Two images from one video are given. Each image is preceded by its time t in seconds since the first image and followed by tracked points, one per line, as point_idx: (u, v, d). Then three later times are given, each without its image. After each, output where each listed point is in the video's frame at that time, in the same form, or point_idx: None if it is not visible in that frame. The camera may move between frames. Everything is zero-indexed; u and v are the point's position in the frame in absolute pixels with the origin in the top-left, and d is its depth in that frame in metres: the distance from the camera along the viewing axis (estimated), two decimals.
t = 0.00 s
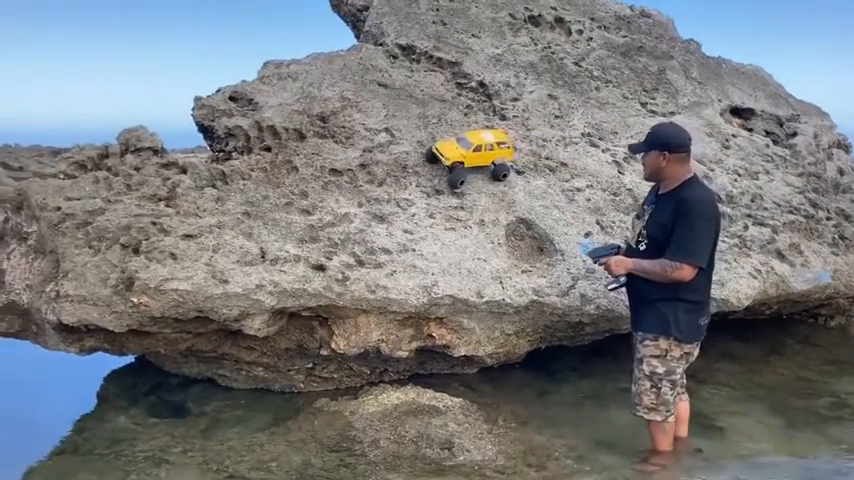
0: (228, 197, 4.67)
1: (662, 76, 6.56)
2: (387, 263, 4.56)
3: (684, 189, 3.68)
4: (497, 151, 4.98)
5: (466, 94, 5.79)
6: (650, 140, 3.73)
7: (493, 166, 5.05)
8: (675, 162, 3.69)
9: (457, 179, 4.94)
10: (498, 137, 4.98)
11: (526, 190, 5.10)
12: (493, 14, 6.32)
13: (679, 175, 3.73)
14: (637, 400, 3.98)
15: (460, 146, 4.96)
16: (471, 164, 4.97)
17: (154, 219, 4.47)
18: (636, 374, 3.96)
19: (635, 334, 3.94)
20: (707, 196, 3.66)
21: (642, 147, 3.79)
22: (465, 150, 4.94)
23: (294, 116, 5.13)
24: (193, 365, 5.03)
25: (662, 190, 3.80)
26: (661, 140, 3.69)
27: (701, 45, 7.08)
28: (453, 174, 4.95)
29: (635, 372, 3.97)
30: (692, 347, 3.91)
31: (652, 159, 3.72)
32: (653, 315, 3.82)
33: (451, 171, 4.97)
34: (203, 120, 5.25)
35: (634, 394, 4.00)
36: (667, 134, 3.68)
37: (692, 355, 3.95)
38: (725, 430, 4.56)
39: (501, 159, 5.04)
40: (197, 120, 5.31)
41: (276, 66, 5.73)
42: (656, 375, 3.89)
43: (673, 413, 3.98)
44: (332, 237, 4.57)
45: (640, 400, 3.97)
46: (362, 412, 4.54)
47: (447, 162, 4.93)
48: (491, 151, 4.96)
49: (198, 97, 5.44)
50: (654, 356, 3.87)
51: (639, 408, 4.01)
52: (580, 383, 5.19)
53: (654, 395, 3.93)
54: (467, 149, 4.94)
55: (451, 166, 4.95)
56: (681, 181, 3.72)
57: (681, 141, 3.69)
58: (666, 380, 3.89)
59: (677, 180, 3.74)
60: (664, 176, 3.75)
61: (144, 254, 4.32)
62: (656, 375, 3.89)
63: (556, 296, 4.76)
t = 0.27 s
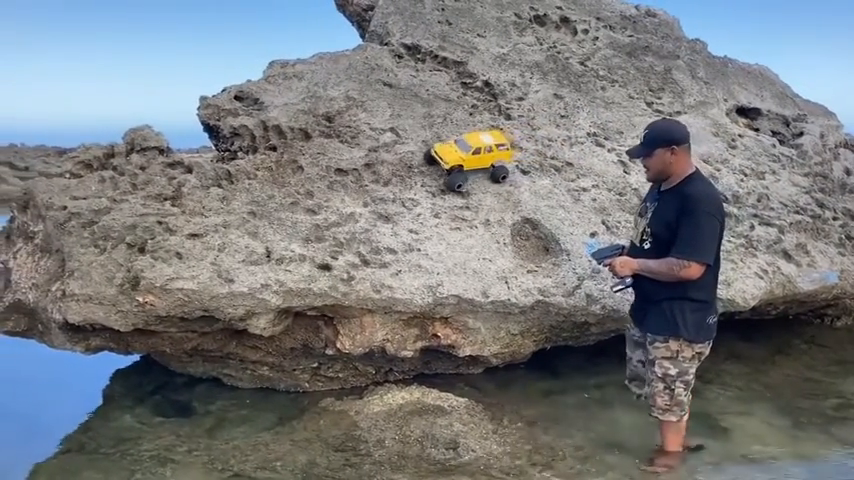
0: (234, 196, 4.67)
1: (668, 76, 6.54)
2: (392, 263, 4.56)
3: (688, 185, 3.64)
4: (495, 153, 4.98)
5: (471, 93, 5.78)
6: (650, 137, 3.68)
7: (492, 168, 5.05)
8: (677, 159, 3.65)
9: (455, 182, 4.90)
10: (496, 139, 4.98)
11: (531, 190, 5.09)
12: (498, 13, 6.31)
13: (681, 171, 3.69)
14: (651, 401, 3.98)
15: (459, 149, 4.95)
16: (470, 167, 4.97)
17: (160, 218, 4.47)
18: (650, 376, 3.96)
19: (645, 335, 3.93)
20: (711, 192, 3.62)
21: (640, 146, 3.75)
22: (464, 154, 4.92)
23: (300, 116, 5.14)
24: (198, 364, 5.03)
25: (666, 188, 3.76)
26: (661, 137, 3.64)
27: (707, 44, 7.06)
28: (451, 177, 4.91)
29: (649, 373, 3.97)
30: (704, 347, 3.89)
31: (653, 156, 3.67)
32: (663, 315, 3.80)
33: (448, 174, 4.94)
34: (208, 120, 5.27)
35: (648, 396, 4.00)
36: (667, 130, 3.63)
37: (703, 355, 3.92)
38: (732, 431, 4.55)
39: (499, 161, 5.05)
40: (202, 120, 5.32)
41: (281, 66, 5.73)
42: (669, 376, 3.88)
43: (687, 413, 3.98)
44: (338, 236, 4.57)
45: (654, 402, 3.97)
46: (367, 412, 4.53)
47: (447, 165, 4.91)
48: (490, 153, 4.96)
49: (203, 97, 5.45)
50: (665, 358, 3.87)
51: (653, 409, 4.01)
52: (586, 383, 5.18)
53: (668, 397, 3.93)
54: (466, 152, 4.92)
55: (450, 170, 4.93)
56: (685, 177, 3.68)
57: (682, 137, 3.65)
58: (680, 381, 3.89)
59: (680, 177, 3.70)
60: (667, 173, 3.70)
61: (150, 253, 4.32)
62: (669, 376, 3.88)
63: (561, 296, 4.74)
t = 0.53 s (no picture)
0: (240, 196, 4.68)
1: (674, 76, 6.53)
2: (398, 263, 4.55)
3: (694, 184, 3.60)
4: (498, 155, 4.99)
5: (477, 93, 5.78)
6: (654, 136, 3.64)
7: (495, 170, 5.05)
8: (683, 157, 3.62)
9: (459, 184, 4.92)
10: (499, 140, 5.01)
11: (537, 190, 5.08)
12: (503, 13, 6.30)
13: (687, 170, 3.65)
14: (662, 405, 3.90)
15: (462, 151, 4.95)
16: (473, 169, 4.96)
17: (166, 218, 4.47)
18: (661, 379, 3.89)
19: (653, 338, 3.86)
20: (718, 192, 3.57)
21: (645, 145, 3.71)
22: (467, 155, 4.92)
23: (306, 116, 5.14)
24: (204, 364, 5.04)
25: (671, 187, 3.72)
26: (666, 136, 3.62)
27: (713, 44, 7.04)
28: (455, 179, 4.92)
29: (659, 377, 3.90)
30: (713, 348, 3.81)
31: (658, 155, 3.65)
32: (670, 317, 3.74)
33: (452, 176, 4.94)
34: (214, 120, 5.28)
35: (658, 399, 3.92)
36: (672, 129, 3.60)
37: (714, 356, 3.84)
38: (739, 433, 4.53)
39: (502, 162, 5.05)
40: (208, 120, 5.33)
41: (287, 66, 5.74)
42: (678, 380, 3.81)
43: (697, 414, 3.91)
44: (343, 237, 4.56)
45: (665, 405, 3.89)
46: (372, 412, 4.53)
47: (451, 167, 4.89)
48: (493, 154, 4.97)
49: (209, 97, 5.46)
50: (676, 361, 3.80)
51: (663, 412, 3.94)
52: (591, 384, 5.17)
53: (679, 400, 3.85)
54: (469, 153, 4.93)
55: (454, 172, 4.91)
56: (691, 176, 3.64)
57: (687, 135, 3.62)
58: (690, 384, 3.82)
59: (685, 175, 3.67)
60: (672, 172, 3.67)
61: (156, 253, 4.33)
62: (680, 379, 3.81)
63: (567, 296, 4.73)
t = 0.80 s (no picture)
0: (246, 195, 4.68)
1: (680, 75, 6.51)
2: (403, 263, 4.55)
3: (699, 185, 3.58)
4: (496, 155, 4.96)
5: (482, 93, 5.78)
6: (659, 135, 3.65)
7: (493, 171, 5.02)
8: (688, 157, 3.60)
9: (458, 187, 4.90)
10: (496, 140, 4.97)
11: (543, 189, 5.07)
12: (509, 13, 6.30)
13: (691, 171, 3.63)
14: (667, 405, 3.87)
15: (459, 153, 4.91)
16: (471, 171, 4.93)
17: (172, 218, 4.48)
18: (665, 380, 3.86)
19: (657, 339, 3.81)
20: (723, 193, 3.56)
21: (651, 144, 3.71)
22: (464, 157, 4.89)
23: (311, 116, 5.14)
24: (209, 363, 5.05)
25: (675, 187, 3.70)
26: (672, 136, 3.62)
27: (719, 44, 7.02)
28: (454, 182, 4.91)
29: (662, 377, 3.88)
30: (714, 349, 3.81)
31: (663, 154, 3.64)
32: (672, 318, 3.70)
33: (451, 179, 4.92)
34: (220, 119, 5.28)
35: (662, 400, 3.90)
36: (678, 129, 3.60)
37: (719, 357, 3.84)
38: (745, 433, 4.52)
39: (501, 163, 5.02)
40: (214, 119, 5.33)
41: (292, 65, 5.75)
42: (683, 380, 3.79)
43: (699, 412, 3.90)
44: (349, 236, 4.56)
45: (670, 406, 3.86)
46: (378, 412, 4.53)
47: (448, 170, 4.86)
48: (490, 155, 4.94)
49: (215, 96, 5.47)
50: (681, 362, 3.78)
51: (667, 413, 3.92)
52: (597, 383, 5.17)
53: (684, 400, 3.82)
54: (466, 155, 4.89)
55: (452, 174, 4.89)
56: (695, 177, 3.62)
57: (692, 136, 3.61)
58: (695, 385, 3.80)
59: (689, 176, 3.64)
60: (676, 172, 3.66)
61: (163, 252, 4.34)
62: (685, 380, 3.78)
63: (573, 296, 4.73)
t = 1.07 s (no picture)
0: (249, 194, 4.69)
1: (684, 74, 6.50)
2: (407, 262, 4.55)
3: (698, 184, 3.55)
4: (496, 155, 4.93)
5: (486, 92, 5.77)
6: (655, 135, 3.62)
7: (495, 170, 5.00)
8: (685, 157, 3.57)
9: (459, 186, 4.88)
10: (497, 140, 4.93)
11: (546, 188, 5.07)
12: (512, 12, 6.29)
13: (690, 171, 3.60)
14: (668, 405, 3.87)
15: (459, 152, 4.89)
16: (471, 170, 4.91)
17: (176, 216, 4.48)
18: (665, 380, 3.85)
19: (658, 339, 3.80)
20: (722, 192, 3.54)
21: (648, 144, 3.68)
22: (464, 156, 4.86)
23: (315, 115, 5.14)
24: (213, 362, 5.05)
25: (673, 187, 3.67)
26: (669, 136, 3.59)
27: (723, 43, 7.01)
28: (455, 181, 4.89)
29: (663, 377, 3.87)
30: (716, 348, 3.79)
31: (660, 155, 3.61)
32: (673, 318, 3.69)
33: (452, 178, 4.91)
34: (224, 118, 5.29)
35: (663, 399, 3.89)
36: (676, 128, 3.57)
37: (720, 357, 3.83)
38: (748, 433, 4.51)
39: (502, 162, 4.99)
40: (218, 118, 5.34)
41: (296, 64, 5.77)
42: (685, 381, 3.78)
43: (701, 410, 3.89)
44: (353, 235, 4.56)
45: (670, 405, 3.86)
46: (381, 411, 4.54)
47: (448, 170, 4.85)
48: (490, 154, 4.91)
49: (219, 95, 5.48)
50: (682, 362, 3.76)
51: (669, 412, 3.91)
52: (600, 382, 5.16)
53: (685, 399, 3.82)
54: (466, 154, 4.87)
55: (451, 174, 4.88)
56: (694, 176, 3.60)
57: (689, 135, 3.58)
58: (696, 384, 3.79)
59: (687, 176, 3.62)
60: (674, 172, 3.63)
61: (167, 251, 4.34)
62: (686, 381, 3.77)
63: (577, 295, 4.73)
